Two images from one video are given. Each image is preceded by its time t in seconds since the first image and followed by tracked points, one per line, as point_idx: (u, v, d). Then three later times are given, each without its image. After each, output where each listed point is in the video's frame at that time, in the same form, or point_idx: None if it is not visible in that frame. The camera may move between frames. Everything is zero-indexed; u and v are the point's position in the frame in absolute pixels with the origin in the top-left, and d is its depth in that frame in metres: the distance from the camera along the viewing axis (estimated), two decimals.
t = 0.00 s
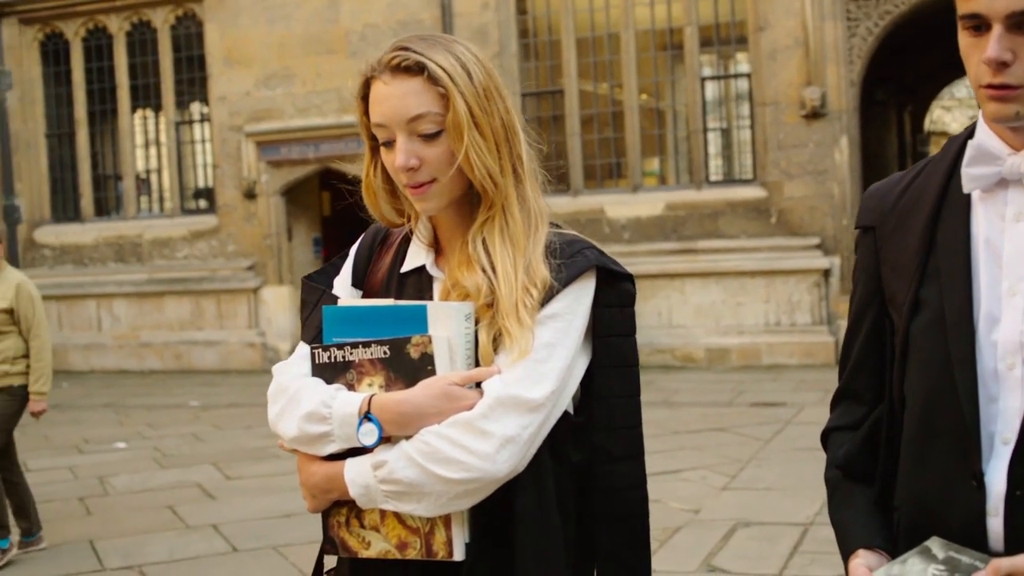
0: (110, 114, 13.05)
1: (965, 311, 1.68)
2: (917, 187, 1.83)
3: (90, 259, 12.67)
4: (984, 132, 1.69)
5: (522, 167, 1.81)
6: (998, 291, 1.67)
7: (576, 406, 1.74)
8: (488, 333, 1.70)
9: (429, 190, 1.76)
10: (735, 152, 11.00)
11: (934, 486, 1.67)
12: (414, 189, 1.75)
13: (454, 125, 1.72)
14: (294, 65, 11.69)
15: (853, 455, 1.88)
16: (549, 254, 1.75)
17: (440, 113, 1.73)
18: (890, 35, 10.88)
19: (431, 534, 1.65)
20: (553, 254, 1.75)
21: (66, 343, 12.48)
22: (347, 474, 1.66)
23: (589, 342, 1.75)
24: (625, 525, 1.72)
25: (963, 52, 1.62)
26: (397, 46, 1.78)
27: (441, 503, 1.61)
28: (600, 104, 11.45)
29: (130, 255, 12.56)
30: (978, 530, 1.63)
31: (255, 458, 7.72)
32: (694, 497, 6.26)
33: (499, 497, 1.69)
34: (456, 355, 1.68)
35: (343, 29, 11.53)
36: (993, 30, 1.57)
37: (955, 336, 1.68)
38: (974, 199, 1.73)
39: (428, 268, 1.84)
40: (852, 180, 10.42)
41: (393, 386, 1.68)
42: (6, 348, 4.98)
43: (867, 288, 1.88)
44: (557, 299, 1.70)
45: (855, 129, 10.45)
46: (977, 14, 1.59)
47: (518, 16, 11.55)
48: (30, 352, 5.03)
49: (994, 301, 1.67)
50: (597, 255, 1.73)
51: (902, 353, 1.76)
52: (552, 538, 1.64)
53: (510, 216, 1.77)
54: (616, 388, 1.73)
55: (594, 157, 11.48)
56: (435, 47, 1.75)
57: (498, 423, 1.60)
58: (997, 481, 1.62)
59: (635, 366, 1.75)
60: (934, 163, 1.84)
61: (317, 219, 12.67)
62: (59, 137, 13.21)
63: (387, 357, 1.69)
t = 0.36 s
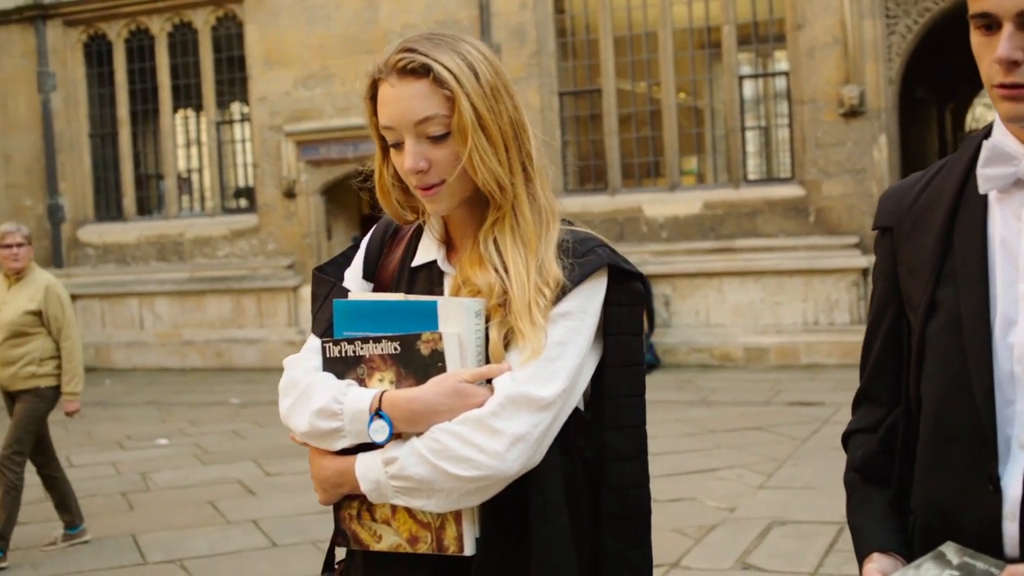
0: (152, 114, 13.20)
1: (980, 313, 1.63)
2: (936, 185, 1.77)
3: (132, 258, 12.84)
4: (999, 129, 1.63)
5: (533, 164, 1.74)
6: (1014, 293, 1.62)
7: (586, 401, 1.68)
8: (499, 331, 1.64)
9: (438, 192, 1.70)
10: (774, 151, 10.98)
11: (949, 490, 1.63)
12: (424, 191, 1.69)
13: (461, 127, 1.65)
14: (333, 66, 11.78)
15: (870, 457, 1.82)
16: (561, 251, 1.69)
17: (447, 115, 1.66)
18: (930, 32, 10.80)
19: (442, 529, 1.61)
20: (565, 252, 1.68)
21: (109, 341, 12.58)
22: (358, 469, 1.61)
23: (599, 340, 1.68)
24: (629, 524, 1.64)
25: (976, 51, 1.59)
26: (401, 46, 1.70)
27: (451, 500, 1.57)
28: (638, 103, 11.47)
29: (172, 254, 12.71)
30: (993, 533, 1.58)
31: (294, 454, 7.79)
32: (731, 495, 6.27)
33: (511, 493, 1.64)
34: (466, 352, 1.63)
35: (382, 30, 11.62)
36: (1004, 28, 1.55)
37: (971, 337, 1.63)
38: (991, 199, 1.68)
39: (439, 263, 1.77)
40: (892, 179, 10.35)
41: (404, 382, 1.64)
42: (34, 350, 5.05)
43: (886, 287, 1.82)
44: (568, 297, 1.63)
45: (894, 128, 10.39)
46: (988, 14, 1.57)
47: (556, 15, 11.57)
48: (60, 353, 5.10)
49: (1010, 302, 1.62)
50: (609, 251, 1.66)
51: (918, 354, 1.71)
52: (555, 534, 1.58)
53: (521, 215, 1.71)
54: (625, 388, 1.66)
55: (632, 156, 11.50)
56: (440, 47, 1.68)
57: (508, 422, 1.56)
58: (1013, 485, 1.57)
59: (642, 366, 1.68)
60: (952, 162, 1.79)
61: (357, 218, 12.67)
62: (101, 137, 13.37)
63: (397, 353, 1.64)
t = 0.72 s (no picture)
0: (193, 122, 13.36)
1: (997, 316, 1.46)
2: (955, 192, 1.62)
3: (174, 264, 13.01)
4: (1015, 128, 1.45)
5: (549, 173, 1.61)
6: None
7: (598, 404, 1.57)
8: (512, 336, 1.51)
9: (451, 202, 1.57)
10: (814, 153, 10.94)
11: (966, 499, 1.46)
12: (436, 201, 1.57)
13: (475, 138, 1.52)
14: (372, 72, 11.88)
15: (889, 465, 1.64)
16: (576, 257, 1.56)
17: (459, 125, 1.53)
18: (972, 33, 10.63)
19: (456, 533, 1.50)
20: (580, 259, 1.56)
21: (153, 347, 12.30)
22: (374, 475, 1.49)
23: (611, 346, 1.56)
24: (639, 528, 1.53)
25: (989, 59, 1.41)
26: (413, 53, 1.58)
27: (467, 505, 1.45)
28: (676, 107, 11.50)
29: (213, 260, 12.86)
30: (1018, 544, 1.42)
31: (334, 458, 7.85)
32: (769, 499, 6.27)
33: (523, 499, 1.53)
34: (480, 359, 1.50)
35: (420, 36, 11.70)
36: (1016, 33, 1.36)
37: (989, 338, 1.46)
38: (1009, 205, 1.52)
39: (453, 267, 1.64)
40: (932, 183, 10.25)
41: (418, 389, 1.51)
42: (63, 361, 4.85)
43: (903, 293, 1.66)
44: (582, 303, 1.51)
45: (934, 131, 10.26)
46: (1000, 18, 1.38)
47: (594, 20, 11.59)
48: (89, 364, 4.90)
49: None
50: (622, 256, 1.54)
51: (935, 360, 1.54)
52: (572, 540, 1.48)
53: (536, 223, 1.58)
54: (634, 391, 1.55)
55: (670, 160, 11.53)
56: (453, 55, 1.55)
57: (523, 428, 1.44)
58: None
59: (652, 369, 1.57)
60: (974, 166, 1.63)
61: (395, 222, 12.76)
62: (143, 145, 13.51)
63: (411, 359, 1.51)
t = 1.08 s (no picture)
0: (238, 133, 13.50)
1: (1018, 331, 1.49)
2: (971, 201, 1.63)
3: (221, 274, 13.15)
4: None
5: (564, 187, 1.65)
6: None
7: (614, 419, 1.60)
8: (526, 350, 1.55)
9: (466, 216, 1.62)
10: (858, 156, 10.90)
11: (990, 515, 1.49)
12: (452, 216, 1.61)
13: (489, 156, 1.57)
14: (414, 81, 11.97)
15: (911, 479, 1.66)
16: (590, 271, 1.60)
17: (474, 143, 1.57)
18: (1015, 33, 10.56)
19: (471, 548, 1.54)
20: (594, 272, 1.59)
21: (199, 355, 12.45)
22: (388, 489, 1.53)
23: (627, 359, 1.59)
24: (650, 538, 1.56)
25: None
26: (428, 70, 1.62)
27: (481, 520, 1.49)
28: (717, 112, 11.47)
29: (259, 269, 12.98)
30: None
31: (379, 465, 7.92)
32: (813, 503, 6.26)
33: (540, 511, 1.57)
34: (494, 373, 1.54)
35: (462, 44, 11.78)
36: None
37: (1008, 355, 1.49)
38: None
39: (469, 281, 1.68)
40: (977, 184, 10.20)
41: (433, 403, 1.56)
42: (94, 375, 4.97)
43: (922, 304, 1.68)
44: (595, 316, 1.54)
45: (978, 132, 10.20)
46: None
47: (635, 26, 11.62)
48: (122, 378, 5.03)
49: None
50: (636, 270, 1.57)
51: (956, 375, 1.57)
52: (588, 553, 1.52)
53: (552, 239, 1.62)
54: (648, 403, 1.58)
55: (712, 165, 11.52)
56: (467, 72, 1.59)
57: (535, 443, 1.47)
58: None
59: (667, 383, 1.60)
60: (988, 175, 1.65)
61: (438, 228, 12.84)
62: (190, 156, 13.67)
63: (426, 373, 1.56)
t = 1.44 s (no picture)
0: (278, 140, 13.61)
1: None
2: (982, 219, 1.65)
3: (261, 280, 13.27)
4: None
5: (575, 205, 1.70)
6: None
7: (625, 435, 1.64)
8: (533, 367, 1.61)
9: (478, 232, 1.67)
10: (897, 165, 10.85)
11: (1006, 537, 1.51)
12: (463, 232, 1.68)
13: (500, 173, 1.62)
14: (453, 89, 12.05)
15: (924, 501, 1.68)
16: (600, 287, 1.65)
17: (486, 159, 1.63)
18: None
19: (477, 563, 1.62)
20: (603, 288, 1.64)
21: (239, 361, 12.54)
22: (395, 504, 1.62)
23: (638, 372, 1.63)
24: (661, 551, 1.60)
25: None
26: (443, 88, 1.68)
27: (485, 535, 1.56)
28: (755, 120, 11.43)
29: (298, 275, 13.08)
30: None
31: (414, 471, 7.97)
32: (849, 511, 6.25)
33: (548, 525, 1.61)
34: (501, 389, 1.60)
35: (501, 52, 11.84)
36: None
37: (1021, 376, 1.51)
38: None
39: (481, 298, 1.74)
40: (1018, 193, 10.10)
41: (441, 419, 1.63)
42: (121, 377, 5.05)
43: (935, 323, 1.69)
44: (603, 333, 1.59)
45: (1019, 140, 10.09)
46: None
47: (673, 34, 11.63)
48: (146, 382, 5.11)
49: None
50: (646, 287, 1.62)
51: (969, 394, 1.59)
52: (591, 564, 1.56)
53: (562, 256, 1.67)
54: (658, 421, 1.61)
55: (750, 173, 11.49)
56: (480, 90, 1.65)
57: (539, 459, 1.54)
58: None
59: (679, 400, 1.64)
60: (999, 193, 1.66)
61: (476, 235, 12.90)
62: (231, 163, 13.80)
63: (433, 389, 1.63)
